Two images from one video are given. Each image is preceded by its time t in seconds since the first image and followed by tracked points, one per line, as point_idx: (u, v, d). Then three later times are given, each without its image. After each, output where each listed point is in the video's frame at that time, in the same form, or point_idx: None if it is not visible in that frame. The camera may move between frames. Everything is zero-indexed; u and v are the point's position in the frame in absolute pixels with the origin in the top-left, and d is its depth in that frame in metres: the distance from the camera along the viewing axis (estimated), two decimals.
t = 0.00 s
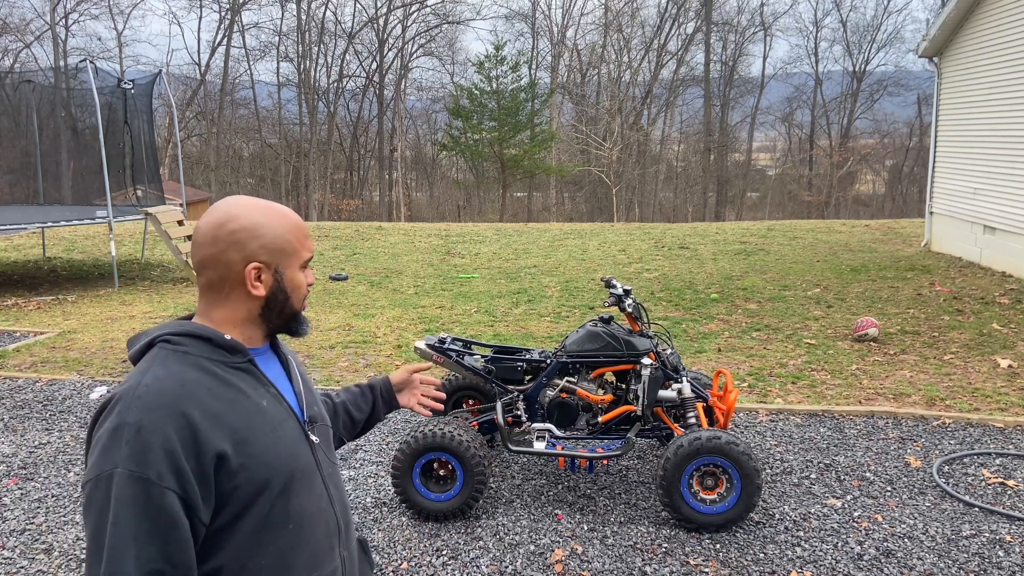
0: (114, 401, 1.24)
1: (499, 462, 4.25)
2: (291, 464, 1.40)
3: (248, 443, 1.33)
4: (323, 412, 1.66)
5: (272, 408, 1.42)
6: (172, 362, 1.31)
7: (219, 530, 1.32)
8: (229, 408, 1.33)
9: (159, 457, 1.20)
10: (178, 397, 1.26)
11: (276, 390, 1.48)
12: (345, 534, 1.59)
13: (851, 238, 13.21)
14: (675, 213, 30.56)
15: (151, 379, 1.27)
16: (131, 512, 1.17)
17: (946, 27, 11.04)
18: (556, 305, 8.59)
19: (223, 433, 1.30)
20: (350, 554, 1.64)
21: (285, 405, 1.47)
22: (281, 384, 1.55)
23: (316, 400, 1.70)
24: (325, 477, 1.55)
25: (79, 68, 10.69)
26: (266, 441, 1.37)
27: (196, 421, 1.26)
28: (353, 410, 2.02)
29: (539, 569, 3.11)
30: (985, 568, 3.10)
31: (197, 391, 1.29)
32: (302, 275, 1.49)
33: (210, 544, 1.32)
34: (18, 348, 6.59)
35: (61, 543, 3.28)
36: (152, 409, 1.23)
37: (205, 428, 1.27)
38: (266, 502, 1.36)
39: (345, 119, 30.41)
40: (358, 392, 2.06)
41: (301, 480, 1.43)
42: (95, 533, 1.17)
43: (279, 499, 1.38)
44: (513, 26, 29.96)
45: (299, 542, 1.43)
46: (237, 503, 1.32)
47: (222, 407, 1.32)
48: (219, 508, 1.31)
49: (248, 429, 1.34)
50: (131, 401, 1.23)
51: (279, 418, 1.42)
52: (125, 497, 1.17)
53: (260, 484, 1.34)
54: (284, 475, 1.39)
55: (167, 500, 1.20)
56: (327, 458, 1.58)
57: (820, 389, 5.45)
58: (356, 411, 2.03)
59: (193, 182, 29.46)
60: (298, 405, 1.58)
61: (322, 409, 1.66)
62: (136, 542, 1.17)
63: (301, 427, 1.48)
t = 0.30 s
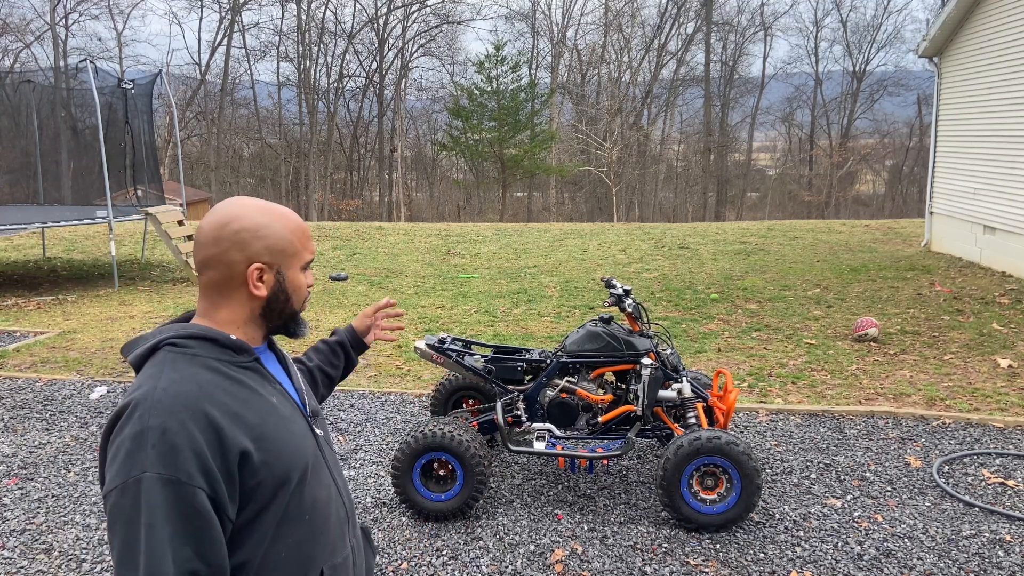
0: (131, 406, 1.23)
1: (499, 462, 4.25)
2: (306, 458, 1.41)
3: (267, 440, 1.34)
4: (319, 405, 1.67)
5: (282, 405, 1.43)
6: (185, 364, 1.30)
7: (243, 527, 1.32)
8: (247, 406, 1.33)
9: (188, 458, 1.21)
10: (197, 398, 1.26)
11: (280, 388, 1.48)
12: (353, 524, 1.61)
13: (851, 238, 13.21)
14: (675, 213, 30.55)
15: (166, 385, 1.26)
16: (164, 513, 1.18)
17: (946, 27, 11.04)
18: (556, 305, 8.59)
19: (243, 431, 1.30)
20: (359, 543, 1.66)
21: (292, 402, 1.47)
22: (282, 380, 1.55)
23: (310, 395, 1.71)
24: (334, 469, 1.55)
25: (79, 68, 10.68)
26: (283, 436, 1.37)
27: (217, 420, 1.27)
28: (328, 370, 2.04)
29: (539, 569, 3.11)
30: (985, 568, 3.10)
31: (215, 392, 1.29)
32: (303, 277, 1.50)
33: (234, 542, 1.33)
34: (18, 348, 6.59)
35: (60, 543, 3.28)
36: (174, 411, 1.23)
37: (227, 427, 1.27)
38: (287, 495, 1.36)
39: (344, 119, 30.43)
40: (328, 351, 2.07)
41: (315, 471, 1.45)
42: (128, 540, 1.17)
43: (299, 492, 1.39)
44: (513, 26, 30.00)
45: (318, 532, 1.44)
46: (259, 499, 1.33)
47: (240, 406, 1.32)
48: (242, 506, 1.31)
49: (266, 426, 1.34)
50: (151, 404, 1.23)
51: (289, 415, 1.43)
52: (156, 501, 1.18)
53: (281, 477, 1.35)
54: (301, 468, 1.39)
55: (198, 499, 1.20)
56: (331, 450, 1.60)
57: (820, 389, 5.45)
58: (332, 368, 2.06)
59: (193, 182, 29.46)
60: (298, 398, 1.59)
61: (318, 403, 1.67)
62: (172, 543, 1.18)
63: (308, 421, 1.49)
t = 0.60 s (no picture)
0: (134, 410, 1.23)
1: (499, 462, 4.25)
2: (310, 455, 1.41)
3: (271, 438, 1.34)
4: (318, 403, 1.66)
5: (283, 403, 1.43)
6: (185, 366, 1.30)
7: (253, 526, 1.33)
8: (249, 406, 1.33)
9: (196, 459, 1.21)
10: (200, 398, 1.27)
11: (280, 387, 1.48)
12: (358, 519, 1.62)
13: (851, 238, 13.20)
14: (675, 213, 30.55)
15: (166, 388, 1.26)
16: (175, 515, 1.18)
17: (946, 27, 11.04)
18: (556, 305, 8.59)
19: (247, 429, 1.30)
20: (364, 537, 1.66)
21: (292, 400, 1.48)
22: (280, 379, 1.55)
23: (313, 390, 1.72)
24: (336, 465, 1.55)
25: (78, 67, 10.67)
26: (286, 433, 1.37)
27: (221, 420, 1.27)
28: (352, 372, 2.11)
29: (539, 569, 3.11)
30: (985, 568, 3.10)
31: (216, 393, 1.29)
32: (291, 272, 1.50)
33: (244, 540, 1.33)
34: (18, 348, 6.59)
35: (60, 543, 3.28)
36: (178, 412, 1.23)
37: (232, 426, 1.28)
38: (294, 491, 1.37)
39: (344, 119, 30.43)
40: (356, 356, 2.16)
41: (319, 466, 1.45)
42: (140, 544, 1.17)
43: (305, 489, 1.39)
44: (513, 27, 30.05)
45: (326, 527, 1.45)
46: (266, 497, 1.33)
47: (243, 405, 1.32)
48: (250, 505, 1.31)
49: (270, 425, 1.34)
50: (154, 406, 1.23)
51: (291, 413, 1.43)
52: (166, 502, 1.18)
53: (287, 474, 1.35)
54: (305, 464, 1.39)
55: (208, 497, 1.21)
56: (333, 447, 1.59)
57: (820, 389, 5.45)
58: (354, 373, 2.13)
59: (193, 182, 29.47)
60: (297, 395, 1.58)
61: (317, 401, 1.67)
62: (185, 543, 1.18)
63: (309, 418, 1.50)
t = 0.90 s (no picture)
0: (131, 407, 1.23)
1: (499, 462, 4.25)
2: (309, 456, 1.41)
3: (268, 438, 1.33)
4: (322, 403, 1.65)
5: (282, 402, 1.42)
6: (182, 364, 1.31)
7: (249, 525, 1.32)
8: (246, 405, 1.33)
9: (190, 457, 1.20)
10: (195, 396, 1.26)
11: (280, 387, 1.48)
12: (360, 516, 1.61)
13: (852, 238, 13.19)
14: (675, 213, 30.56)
15: (162, 385, 1.26)
16: (168, 512, 1.18)
17: (946, 27, 11.04)
18: (557, 305, 8.59)
19: (243, 429, 1.30)
20: (365, 537, 1.66)
21: (293, 399, 1.48)
22: (282, 379, 1.55)
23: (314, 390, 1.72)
24: (338, 465, 1.55)
25: (78, 67, 10.67)
26: (283, 433, 1.37)
27: (216, 419, 1.26)
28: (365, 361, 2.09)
29: (539, 569, 3.11)
30: (985, 568, 3.10)
31: (213, 391, 1.29)
32: (288, 269, 1.48)
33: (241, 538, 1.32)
34: (18, 348, 6.59)
35: (60, 543, 3.28)
36: (172, 410, 1.23)
37: (226, 426, 1.27)
38: (291, 491, 1.36)
39: (344, 119, 30.44)
40: (368, 342, 2.11)
41: (318, 467, 1.44)
42: (134, 541, 1.17)
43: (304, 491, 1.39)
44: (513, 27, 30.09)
45: (324, 527, 1.44)
46: (262, 497, 1.32)
47: (239, 405, 1.32)
48: (246, 505, 1.31)
49: (266, 424, 1.34)
50: (150, 403, 1.23)
51: (290, 412, 1.43)
52: (161, 501, 1.17)
53: (284, 474, 1.34)
54: (303, 466, 1.38)
55: (202, 496, 1.20)
56: (335, 447, 1.59)
57: (820, 390, 5.45)
58: (367, 361, 2.10)
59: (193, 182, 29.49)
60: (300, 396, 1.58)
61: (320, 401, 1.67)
62: (178, 542, 1.18)
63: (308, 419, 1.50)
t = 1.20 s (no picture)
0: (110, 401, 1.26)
1: (499, 462, 4.25)
2: (289, 457, 1.40)
3: (243, 438, 1.33)
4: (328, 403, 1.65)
5: (266, 404, 1.42)
6: (165, 362, 1.33)
7: (224, 524, 1.32)
8: (223, 405, 1.33)
9: (154, 452, 1.21)
10: (168, 393, 1.27)
11: (271, 387, 1.48)
12: (354, 521, 1.59)
13: (852, 238, 13.19)
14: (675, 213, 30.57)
15: (141, 380, 1.28)
16: (133, 507, 1.18)
17: (946, 27, 11.04)
18: (557, 305, 8.59)
19: (216, 427, 1.30)
20: (363, 542, 1.64)
21: (281, 401, 1.48)
22: (282, 381, 1.55)
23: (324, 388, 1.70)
24: (330, 468, 1.54)
25: (78, 67, 10.66)
26: (261, 434, 1.37)
27: (187, 416, 1.27)
28: (388, 365, 2.11)
29: (539, 569, 3.11)
30: (985, 568, 3.10)
31: (189, 388, 1.30)
32: (243, 254, 1.44)
33: (216, 538, 1.32)
34: (18, 348, 6.59)
35: (61, 543, 3.28)
36: (145, 405, 1.24)
37: (196, 423, 1.27)
38: (268, 492, 1.35)
39: (344, 119, 30.45)
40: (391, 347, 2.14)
41: (301, 470, 1.43)
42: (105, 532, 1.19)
43: (281, 493, 1.38)
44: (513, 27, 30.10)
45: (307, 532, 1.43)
46: (237, 496, 1.32)
47: (215, 404, 1.32)
48: (220, 504, 1.31)
49: (242, 424, 1.34)
50: (125, 399, 1.25)
51: (274, 414, 1.43)
52: (125, 496, 1.18)
53: (259, 474, 1.34)
54: (281, 468, 1.38)
55: (167, 492, 1.20)
56: (330, 449, 1.58)
57: (820, 390, 5.45)
58: (390, 364, 2.12)
59: (193, 182, 29.51)
60: (299, 397, 1.58)
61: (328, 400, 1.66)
62: (143, 537, 1.18)
63: (299, 421, 1.49)
